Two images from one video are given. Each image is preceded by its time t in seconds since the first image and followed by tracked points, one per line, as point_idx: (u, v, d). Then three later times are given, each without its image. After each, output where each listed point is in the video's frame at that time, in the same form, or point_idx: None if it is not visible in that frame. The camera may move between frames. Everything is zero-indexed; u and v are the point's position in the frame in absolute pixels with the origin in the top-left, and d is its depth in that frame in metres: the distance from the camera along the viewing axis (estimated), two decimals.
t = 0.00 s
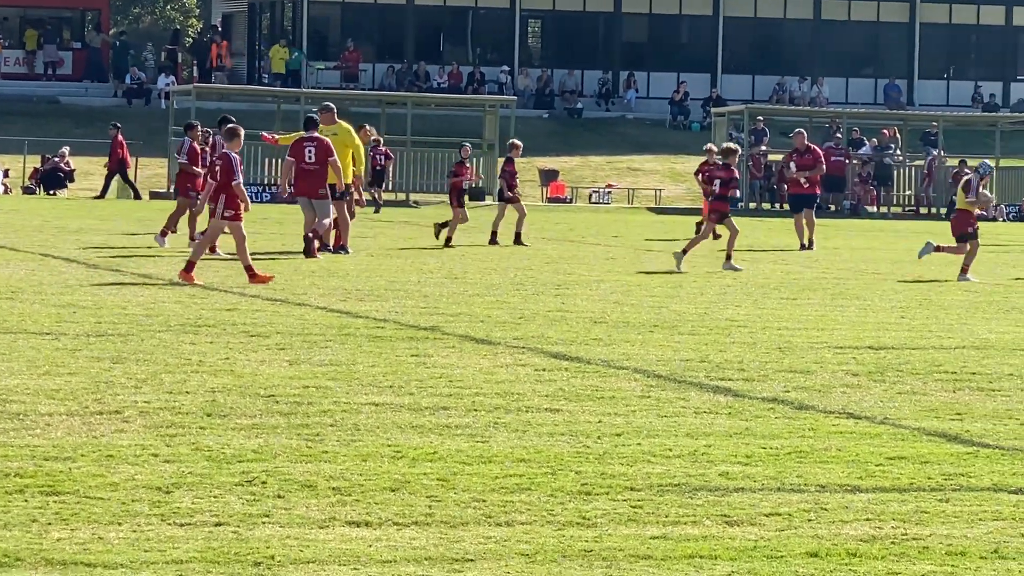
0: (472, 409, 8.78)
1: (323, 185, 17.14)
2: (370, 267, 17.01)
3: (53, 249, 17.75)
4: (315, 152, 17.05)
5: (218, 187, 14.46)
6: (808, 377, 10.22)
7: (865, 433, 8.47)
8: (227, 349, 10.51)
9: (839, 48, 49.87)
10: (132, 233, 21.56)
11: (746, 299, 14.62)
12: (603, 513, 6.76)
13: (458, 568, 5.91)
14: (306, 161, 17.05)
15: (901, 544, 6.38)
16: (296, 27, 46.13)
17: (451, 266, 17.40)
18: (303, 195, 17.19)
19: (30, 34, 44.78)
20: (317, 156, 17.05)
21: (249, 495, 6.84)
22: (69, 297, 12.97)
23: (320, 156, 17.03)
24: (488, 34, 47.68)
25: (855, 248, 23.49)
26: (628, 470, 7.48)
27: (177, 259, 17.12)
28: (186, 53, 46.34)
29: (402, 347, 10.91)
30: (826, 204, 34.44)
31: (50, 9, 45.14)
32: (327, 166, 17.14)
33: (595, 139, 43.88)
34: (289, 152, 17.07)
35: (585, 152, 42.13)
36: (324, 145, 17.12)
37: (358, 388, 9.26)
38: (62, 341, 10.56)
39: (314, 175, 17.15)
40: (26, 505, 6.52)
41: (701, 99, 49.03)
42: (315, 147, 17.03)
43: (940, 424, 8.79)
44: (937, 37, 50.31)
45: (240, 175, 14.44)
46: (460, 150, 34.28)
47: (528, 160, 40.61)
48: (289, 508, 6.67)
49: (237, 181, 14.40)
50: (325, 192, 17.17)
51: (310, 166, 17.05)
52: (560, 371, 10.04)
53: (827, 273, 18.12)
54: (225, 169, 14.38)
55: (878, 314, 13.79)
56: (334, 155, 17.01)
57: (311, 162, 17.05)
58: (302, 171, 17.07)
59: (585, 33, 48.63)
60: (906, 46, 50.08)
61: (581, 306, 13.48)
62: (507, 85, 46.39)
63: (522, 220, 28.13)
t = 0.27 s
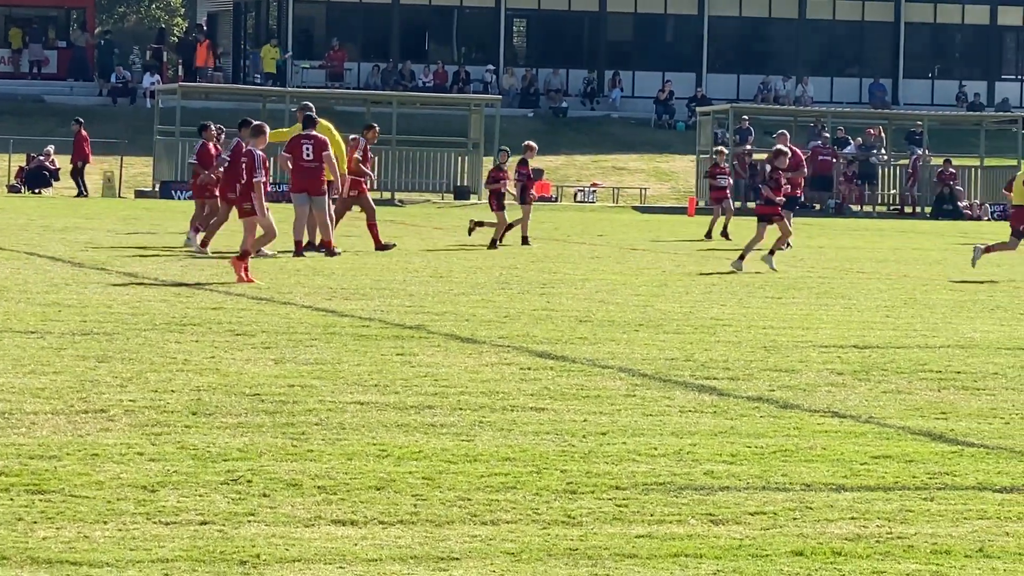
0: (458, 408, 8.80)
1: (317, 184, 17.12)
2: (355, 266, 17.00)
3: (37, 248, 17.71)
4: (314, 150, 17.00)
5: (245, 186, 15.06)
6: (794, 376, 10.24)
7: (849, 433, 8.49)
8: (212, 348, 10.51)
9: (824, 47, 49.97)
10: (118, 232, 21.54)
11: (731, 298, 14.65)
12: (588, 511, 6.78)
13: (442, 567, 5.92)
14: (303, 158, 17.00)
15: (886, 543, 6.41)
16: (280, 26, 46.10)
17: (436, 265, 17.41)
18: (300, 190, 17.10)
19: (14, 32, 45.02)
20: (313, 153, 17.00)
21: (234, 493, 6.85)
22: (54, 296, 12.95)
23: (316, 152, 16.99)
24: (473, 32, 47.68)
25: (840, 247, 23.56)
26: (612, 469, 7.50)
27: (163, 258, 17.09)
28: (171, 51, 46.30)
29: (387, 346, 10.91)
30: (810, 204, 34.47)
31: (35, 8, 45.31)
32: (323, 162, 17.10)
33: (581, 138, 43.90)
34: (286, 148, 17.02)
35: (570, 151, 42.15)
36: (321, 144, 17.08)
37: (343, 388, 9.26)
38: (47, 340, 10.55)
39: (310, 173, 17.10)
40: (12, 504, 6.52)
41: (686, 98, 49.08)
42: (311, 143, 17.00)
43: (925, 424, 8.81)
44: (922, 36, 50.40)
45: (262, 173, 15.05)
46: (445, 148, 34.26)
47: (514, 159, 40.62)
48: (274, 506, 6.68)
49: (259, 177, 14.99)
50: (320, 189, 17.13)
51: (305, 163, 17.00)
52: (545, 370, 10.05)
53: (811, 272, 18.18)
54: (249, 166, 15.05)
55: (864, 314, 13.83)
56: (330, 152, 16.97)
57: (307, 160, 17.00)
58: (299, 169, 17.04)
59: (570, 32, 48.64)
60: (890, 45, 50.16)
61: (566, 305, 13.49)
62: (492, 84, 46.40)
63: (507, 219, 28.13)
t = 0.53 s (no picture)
0: (448, 408, 8.81)
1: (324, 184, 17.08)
2: (345, 266, 17.01)
3: (27, 249, 17.69)
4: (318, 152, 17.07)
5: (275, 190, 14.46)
6: (783, 376, 10.27)
7: (839, 433, 8.51)
8: (202, 348, 10.51)
9: (815, 48, 50.08)
10: (108, 232, 21.52)
11: (721, 299, 14.69)
12: (578, 512, 6.79)
13: (433, 567, 5.94)
14: (308, 162, 17.04)
15: (876, 543, 6.44)
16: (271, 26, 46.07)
17: (427, 266, 17.42)
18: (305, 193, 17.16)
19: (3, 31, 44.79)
20: (318, 156, 17.08)
21: (225, 493, 6.85)
22: (44, 296, 12.94)
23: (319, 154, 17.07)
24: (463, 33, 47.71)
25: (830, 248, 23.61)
26: (602, 469, 7.51)
27: (153, 258, 17.08)
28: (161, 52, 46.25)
29: (377, 346, 10.92)
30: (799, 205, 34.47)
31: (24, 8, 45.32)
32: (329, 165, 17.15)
33: (571, 138, 43.92)
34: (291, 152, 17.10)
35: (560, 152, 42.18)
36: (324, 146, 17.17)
37: (334, 388, 9.27)
38: (37, 340, 10.55)
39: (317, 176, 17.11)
40: (1, 505, 6.52)
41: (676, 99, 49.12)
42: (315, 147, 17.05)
43: (915, 424, 8.84)
44: (912, 37, 50.49)
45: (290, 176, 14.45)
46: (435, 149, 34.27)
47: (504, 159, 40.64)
48: (264, 506, 6.68)
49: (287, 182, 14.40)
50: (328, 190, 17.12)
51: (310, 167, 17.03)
52: (535, 371, 10.07)
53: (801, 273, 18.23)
54: (276, 171, 14.41)
55: (853, 314, 13.87)
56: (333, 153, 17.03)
57: (313, 163, 17.05)
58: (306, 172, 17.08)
59: (560, 33, 48.67)
60: (880, 46, 50.29)
61: (557, 305, 13.51)
62: (483, 84, 46.41)
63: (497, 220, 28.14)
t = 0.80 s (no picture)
0: (444, 408, 8.82)
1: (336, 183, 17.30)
2: (339, 267, 16.99)
3: (22, 249, 17.68)
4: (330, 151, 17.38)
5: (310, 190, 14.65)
6: (779, 378, 10.28)
7: (835, 434, 8.53)
8: (197, 349, 10.51)
9: (811, 48, 50.13)
10: (104, 232, 21.47)
11: (716, 300, 14.70)
12: (573, 513, 6.79)
13: (429, 568, 5.94)
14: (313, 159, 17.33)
15: (871, 545, 6.44)
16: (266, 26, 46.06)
17: (423, 266, 17.43)
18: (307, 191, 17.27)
19: None
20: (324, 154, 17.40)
21: (220, 494, 6.85)
22: (39, 297, 12.94)
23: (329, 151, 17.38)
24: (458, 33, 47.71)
25: (826, 249, 23.61)
26: (597, 470, 7.52)
27: (148, 259, 17.08)
28: (156, 53, 46.23)
29: (373, 346, 10.93)
30: (795, 205, 34.43)
31: (20, 9, 45.58)
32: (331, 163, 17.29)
33: (566, 139, 43.93)
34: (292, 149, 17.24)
35: (556, 153, 42.19)
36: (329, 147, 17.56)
37: (330, 388, 9.27)
38: (32, 340, 10.54)
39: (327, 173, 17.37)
40: None
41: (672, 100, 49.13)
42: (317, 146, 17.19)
43: (911, 425, 8.85)
44: (908, 38, 50.53)
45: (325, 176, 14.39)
46: (431, 149, 34.26)
47: (500, 160, 40.64)
48: (259, 507, 6.68)
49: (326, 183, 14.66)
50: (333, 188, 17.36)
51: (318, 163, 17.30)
52: (530, 372, 10.06)
53: (797, 274, 18.25)
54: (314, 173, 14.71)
55: (848, 315, 13.89)
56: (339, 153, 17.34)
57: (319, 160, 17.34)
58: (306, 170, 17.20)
59: (555, 34, 48.66)
60: (876, 47, 50.38)
61: (552, 306, 13.52)
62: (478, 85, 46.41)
63: (493, 220, 28.14)
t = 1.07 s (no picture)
0: (441, 412, 8.81)
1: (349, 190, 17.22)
2: (336, 271, 16.99)
3: (20, 253, 17.68)
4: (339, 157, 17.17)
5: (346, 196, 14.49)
6: (777, 382, 10.28)
7: (832, 438, 8.53)
8: (195, 352, 10.51)
9: (808, 53, 50.18)
10: (102, 236, 21.47)
11: (714, 303, 14.70)
12: (571, 516, 6.80)
13: (426, 571, 5.94)
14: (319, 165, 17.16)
15: (869, 549, 6.44)
16: (263, 30, 46.07)
17: (420, 269, 17.43)
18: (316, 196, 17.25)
19: None
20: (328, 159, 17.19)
21: (217, 497, 6.85)
22: (37, 300, 12.94)
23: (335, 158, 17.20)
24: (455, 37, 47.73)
25: (823, 253, 23.62)
26: (595, 474, 7.52)
27: (145, 263, 17.09)
28: (153, 56, 46.23)
29: (370, 350, 10.93)
30: (792, 209, 34.31)
31: (17, 13, 45.54)
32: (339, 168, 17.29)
33: (563, 143, 43.94)
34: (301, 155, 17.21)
35: (553, 157, 42.20)
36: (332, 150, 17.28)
37: (327, 392, 9.27)
38: (30, 343, 10.55)
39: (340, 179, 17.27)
40: None
41: (669, 104, 49.16)
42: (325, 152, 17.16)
43: (908, 429, 8.85)
44: (905, 42, 50.57)
45: (365, 185, 14.49)
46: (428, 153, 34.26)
47: (497, 164, 40.64)
48: (257, 510, 6.68)
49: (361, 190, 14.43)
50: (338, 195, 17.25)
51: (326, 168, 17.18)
52: (527, 376, 10.06)
53: (794, 278, 18.26)
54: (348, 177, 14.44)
55: (846, 319, 13.89)
56: (343, 158, 17.08)
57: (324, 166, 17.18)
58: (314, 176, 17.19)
59: (552, 38, 48.68)
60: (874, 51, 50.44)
61: (550, 310, 13.52)
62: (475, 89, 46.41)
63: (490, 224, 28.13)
